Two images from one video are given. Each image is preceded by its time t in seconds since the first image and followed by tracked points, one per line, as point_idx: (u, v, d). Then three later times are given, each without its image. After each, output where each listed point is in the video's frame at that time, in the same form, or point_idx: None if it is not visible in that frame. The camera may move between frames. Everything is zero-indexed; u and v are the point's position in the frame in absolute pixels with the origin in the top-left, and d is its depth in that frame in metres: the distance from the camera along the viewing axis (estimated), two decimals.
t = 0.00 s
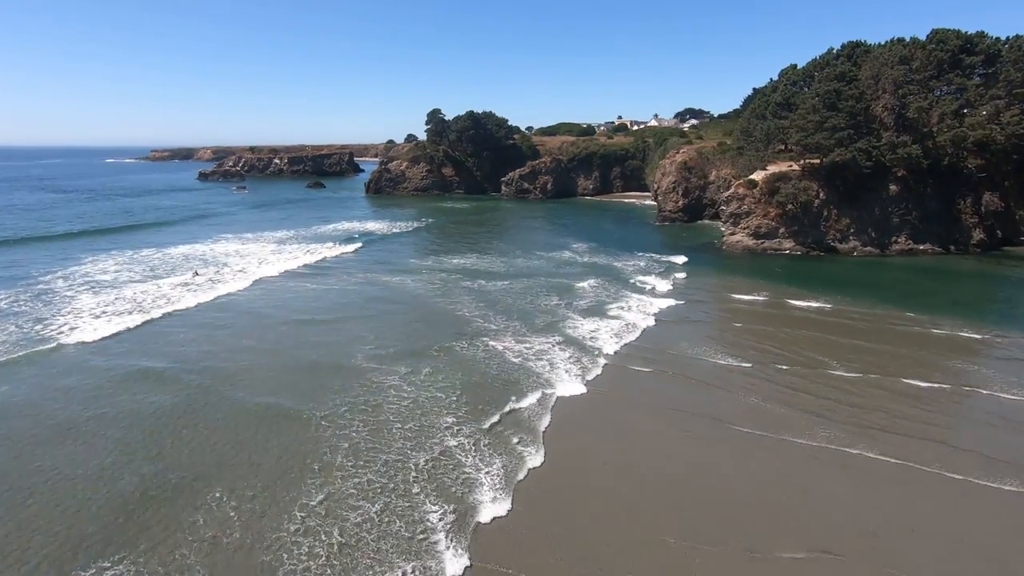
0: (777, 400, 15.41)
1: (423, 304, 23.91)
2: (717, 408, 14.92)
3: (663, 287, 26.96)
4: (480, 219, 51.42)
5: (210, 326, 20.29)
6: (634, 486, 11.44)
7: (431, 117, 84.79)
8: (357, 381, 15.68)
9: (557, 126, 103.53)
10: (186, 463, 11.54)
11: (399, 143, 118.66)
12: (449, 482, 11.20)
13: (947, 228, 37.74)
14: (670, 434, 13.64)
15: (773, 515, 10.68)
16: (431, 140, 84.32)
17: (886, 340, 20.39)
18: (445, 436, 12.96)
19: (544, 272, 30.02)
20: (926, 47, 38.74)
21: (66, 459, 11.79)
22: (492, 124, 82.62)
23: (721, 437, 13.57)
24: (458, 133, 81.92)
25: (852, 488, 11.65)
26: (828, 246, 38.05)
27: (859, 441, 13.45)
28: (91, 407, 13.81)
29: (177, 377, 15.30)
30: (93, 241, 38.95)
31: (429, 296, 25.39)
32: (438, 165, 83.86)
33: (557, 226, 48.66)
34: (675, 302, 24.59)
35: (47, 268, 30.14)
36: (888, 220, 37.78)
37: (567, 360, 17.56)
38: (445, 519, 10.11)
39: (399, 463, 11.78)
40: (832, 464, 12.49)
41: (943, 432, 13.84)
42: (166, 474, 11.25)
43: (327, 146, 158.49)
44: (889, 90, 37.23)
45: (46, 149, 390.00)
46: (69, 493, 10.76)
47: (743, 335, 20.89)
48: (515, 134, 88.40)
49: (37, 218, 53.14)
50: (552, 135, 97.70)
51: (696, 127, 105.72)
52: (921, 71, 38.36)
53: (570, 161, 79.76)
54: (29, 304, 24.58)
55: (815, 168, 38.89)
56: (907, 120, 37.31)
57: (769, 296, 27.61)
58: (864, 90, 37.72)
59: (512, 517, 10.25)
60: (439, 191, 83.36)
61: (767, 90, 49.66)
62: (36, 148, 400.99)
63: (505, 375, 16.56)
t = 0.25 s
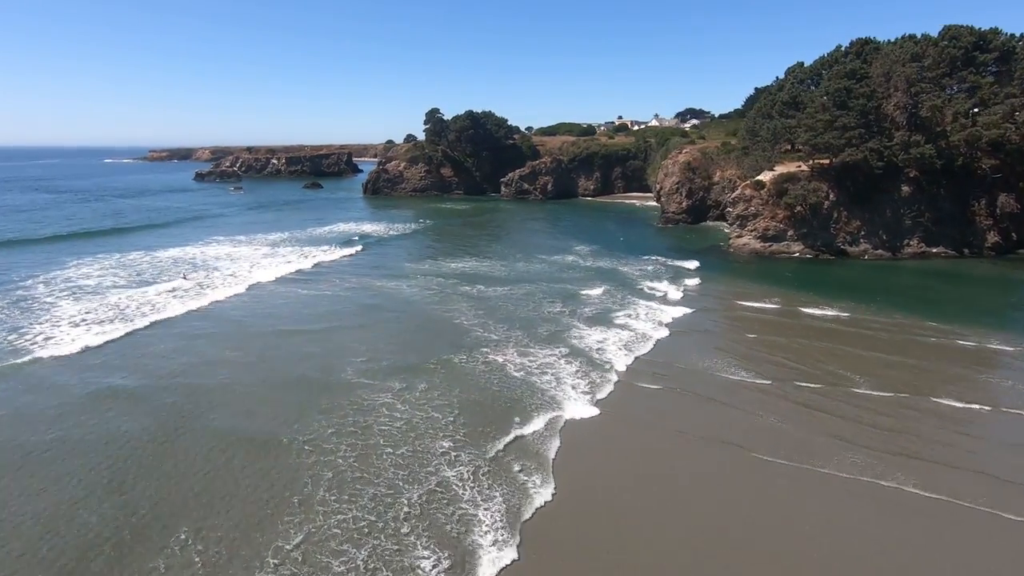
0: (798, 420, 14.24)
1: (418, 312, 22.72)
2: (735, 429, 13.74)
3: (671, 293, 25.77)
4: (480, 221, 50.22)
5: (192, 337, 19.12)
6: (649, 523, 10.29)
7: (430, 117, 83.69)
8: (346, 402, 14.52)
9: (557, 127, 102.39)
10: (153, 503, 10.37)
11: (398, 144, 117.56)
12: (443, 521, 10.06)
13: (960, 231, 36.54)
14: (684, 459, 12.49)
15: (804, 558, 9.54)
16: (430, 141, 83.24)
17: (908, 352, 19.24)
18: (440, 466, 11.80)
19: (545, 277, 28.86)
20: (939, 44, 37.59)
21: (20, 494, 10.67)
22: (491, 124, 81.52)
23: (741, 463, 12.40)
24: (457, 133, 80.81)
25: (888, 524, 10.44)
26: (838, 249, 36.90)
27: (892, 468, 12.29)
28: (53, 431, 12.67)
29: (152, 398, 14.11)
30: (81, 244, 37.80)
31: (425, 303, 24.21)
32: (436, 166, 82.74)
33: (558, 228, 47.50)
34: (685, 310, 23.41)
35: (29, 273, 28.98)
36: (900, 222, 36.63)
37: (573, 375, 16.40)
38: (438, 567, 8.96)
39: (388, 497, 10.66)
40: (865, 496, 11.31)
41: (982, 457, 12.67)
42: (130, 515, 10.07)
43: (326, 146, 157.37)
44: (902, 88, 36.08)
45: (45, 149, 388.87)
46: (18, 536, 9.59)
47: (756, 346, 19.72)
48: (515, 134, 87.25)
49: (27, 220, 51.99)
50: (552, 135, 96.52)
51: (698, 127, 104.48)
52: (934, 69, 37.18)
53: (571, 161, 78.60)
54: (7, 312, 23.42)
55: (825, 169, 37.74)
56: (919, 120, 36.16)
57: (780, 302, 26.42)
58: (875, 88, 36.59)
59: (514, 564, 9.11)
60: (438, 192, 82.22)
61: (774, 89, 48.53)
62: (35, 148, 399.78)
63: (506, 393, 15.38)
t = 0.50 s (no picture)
0: (826, 445, 13.05)
1: (413, 320, 21.53)
2: (758, 456, 12.55)
3: (680, 300, 24.59)
4: (479, 223, 49.05)
5: (172, 349, 17.94)
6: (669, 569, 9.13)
7: (429, 117, 82.60)
8: (333, 424, 13.38)
9: (557, 127, 101.23)
10: (109, 552, 9.19)
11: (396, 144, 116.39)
12: (435, 570, 8.88)
13: (976, 233, 35.35)
14: (705, 492, 11.28)
15: None
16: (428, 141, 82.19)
17: (935, 367, 18.06)
18: (434, 500, 10.62)
19: (547, 283, 27.70)
20: (953, 41, 36.41)
21: None
22: (490, 124, 80.49)
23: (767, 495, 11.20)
24: (456, 133, 79.75)
25: (936, 572, 9.22)
26: (849, 252, 35.70)
27: (934, 502, 11.08)
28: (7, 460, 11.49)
29: (121, 421, 12.93)
30: (67, 247, 36.60)
31: (420, 311, 23.04)
32: (435, 166, 81.58)
33: (560, 230, 46.32)
34: (698, 318, 22.19)
35: (9, 278, 27.78)
36: (914, 225, 35.45)
37: (581, 393, 15.22)
38: None
39: (374, 541, 9.49)
40: (908, 536, 10.08)
41: None
42: (81, 571, 8.87)
43: (325, 146, 156.22)
44: (916, 85, 34.92)
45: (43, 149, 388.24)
46: None
47: (773, 359, 18.54)
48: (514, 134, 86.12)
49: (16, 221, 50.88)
50: (553, 135, 95.42)
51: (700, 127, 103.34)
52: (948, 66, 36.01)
53: (572, 161, 77.50)
54: None
55: (836, 169, 36.53)
56: (934, 118, 34.97)
57: (792, 309, 25.25)
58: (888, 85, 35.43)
59: None
60: (437, 193, 81.03)
61: (781, 87, 47.35)
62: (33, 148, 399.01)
63: (507, 414, 14.19)
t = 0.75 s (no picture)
0: (858, 476, 11.87)
1: (408, 330, 20.30)
2: (785, 489, 11.38)
3: (689, 308, 23.36)
4: (478, 225, 47.82)
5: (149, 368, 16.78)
6: None
7: (427, 116, 81.48)
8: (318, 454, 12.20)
9: (557, 127, 99.97)
10: None
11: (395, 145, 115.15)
12: None
13: (992, 235, 34.16)
14: (729, 532, 10.10)
15: None
16: (427, 141, 81.21)
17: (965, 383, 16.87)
18: (427, 546, 9.43)
19: (549, 289, 26.47)
20: (969, 37, 35.18)
21: None
22: (490, 123, 79.58)
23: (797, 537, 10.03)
24: (455, 133, 78.86)
25: None
26: (861, 255, 34.50)
27: (984, 545, 9.92)
28: None
29: (85, 462, 11.81)
30: (52, 250, 35.37)
31: (416, 320, 21.81)
32: (434, 166, 80.28)
33: (561, 232, 45.08)
34: (711, 329, 20.97)
35: None
36: (928, 227, 34.24)
37: (589, 414, 14.00)
38: None
39: None
40: None
41: None
42: None
43: (323, 147, 155.00)
44: (930, 83, 33.70)
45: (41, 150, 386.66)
46: None
47: (792, 374, 17.34)
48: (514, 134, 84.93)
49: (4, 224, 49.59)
50: (553, 135, 94.22)
51: (702, 126, 102.18)
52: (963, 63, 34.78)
53: (573, 161, 76.32)
54: None
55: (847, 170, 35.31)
56: (949, 117, 33.74)
57: (807, 316, 24.01)
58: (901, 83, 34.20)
59: None
60: (435, 194, 79.77)
61: (787, 85, 46.09)
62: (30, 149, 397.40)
63: (509, 440, 12.98)
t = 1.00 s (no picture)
0: (901, 513, 10.60)
1: (402, 341, 19.01)
2: (822, 529, 10.10)
3: (702, 315, 22.04)
4: (477, 226, 46.49)
5: (119, 388, 15.45)
6: None
7: (424, 114, 80.22)
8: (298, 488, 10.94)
9: (558, 126, 98.57)
10: None
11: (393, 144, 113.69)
12: None
13: (1010, 238, 32.89)
14: None
15: None
16: (426, 139, 80.34)
17: (1002, 401, 15.62)
18: None
19: (551, 295, 25.13)
20: (986, 31, 33.87)
21: None
22: (489, 122, 78.70)
23: None
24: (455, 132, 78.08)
25: None
26: (874, 258, 33.21)
27: None
28: None
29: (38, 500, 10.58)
30: (34, 253, 34.01)
31: (410, 329, 20.49)
32: (432, 165, 78.88)
33: (563, 233, 43.80)
34: (728, 338, 19.66)
35: None
36: (944, 229, 32.95)
37: (600, 439, 12.69)
38: None
39: None
40: None
41: None
42: None
43: (320, 146, 153.59)
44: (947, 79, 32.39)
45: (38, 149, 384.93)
46: None
47: (815, 391, 16.02)
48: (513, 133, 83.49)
49: None
50: (553, 134, 92.87)
51: (703, 126, 100.94)
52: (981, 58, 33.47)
53: (573, 160, 75.02)
54: None
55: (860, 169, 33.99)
56: (967, 114, 32.44)
57: (824, 323, 22.73)
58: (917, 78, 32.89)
59: None
60: (433, 193, 78.34)
61: (795, 81, 44.76)
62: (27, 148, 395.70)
63: (510, 470, 11.68)
